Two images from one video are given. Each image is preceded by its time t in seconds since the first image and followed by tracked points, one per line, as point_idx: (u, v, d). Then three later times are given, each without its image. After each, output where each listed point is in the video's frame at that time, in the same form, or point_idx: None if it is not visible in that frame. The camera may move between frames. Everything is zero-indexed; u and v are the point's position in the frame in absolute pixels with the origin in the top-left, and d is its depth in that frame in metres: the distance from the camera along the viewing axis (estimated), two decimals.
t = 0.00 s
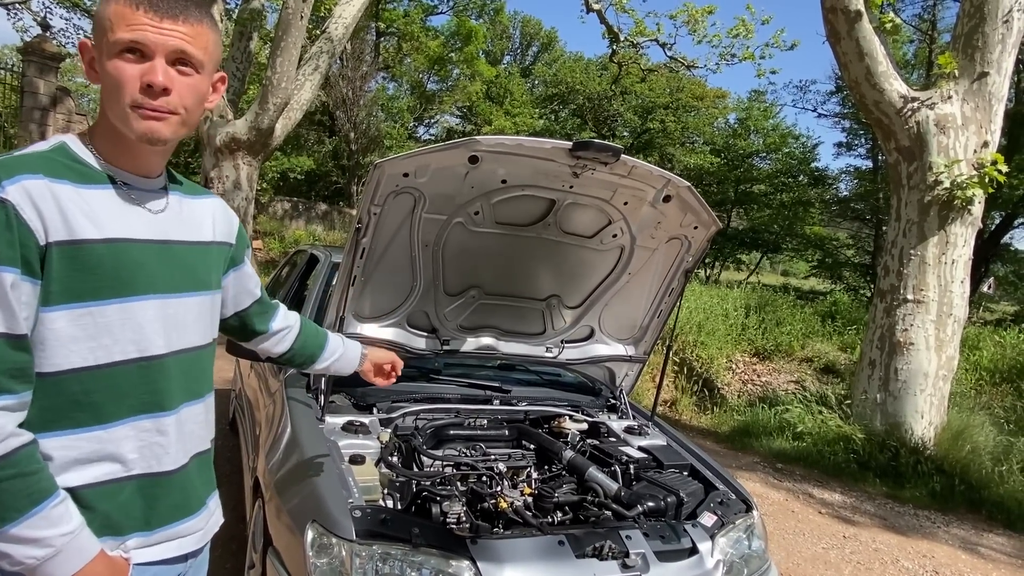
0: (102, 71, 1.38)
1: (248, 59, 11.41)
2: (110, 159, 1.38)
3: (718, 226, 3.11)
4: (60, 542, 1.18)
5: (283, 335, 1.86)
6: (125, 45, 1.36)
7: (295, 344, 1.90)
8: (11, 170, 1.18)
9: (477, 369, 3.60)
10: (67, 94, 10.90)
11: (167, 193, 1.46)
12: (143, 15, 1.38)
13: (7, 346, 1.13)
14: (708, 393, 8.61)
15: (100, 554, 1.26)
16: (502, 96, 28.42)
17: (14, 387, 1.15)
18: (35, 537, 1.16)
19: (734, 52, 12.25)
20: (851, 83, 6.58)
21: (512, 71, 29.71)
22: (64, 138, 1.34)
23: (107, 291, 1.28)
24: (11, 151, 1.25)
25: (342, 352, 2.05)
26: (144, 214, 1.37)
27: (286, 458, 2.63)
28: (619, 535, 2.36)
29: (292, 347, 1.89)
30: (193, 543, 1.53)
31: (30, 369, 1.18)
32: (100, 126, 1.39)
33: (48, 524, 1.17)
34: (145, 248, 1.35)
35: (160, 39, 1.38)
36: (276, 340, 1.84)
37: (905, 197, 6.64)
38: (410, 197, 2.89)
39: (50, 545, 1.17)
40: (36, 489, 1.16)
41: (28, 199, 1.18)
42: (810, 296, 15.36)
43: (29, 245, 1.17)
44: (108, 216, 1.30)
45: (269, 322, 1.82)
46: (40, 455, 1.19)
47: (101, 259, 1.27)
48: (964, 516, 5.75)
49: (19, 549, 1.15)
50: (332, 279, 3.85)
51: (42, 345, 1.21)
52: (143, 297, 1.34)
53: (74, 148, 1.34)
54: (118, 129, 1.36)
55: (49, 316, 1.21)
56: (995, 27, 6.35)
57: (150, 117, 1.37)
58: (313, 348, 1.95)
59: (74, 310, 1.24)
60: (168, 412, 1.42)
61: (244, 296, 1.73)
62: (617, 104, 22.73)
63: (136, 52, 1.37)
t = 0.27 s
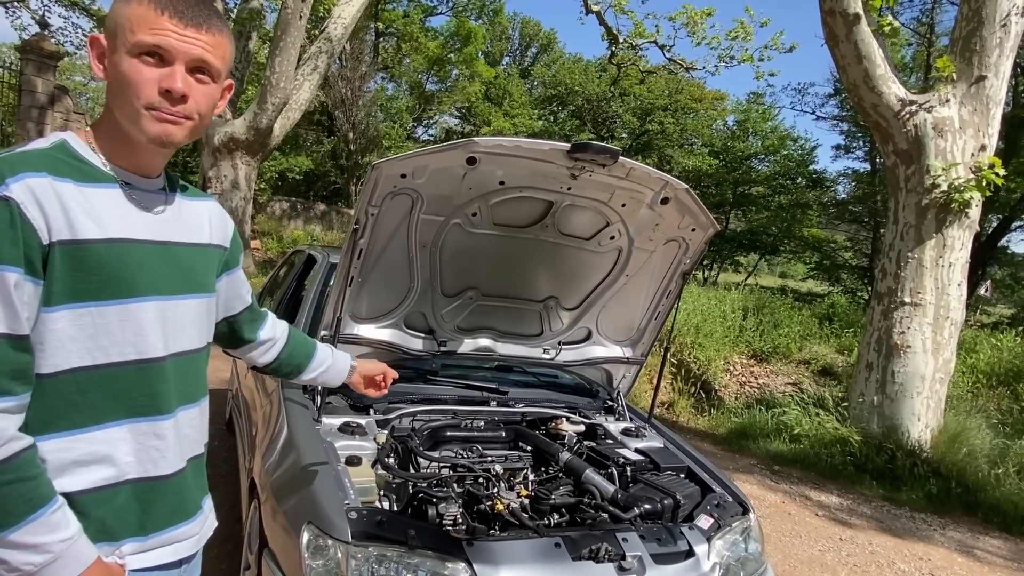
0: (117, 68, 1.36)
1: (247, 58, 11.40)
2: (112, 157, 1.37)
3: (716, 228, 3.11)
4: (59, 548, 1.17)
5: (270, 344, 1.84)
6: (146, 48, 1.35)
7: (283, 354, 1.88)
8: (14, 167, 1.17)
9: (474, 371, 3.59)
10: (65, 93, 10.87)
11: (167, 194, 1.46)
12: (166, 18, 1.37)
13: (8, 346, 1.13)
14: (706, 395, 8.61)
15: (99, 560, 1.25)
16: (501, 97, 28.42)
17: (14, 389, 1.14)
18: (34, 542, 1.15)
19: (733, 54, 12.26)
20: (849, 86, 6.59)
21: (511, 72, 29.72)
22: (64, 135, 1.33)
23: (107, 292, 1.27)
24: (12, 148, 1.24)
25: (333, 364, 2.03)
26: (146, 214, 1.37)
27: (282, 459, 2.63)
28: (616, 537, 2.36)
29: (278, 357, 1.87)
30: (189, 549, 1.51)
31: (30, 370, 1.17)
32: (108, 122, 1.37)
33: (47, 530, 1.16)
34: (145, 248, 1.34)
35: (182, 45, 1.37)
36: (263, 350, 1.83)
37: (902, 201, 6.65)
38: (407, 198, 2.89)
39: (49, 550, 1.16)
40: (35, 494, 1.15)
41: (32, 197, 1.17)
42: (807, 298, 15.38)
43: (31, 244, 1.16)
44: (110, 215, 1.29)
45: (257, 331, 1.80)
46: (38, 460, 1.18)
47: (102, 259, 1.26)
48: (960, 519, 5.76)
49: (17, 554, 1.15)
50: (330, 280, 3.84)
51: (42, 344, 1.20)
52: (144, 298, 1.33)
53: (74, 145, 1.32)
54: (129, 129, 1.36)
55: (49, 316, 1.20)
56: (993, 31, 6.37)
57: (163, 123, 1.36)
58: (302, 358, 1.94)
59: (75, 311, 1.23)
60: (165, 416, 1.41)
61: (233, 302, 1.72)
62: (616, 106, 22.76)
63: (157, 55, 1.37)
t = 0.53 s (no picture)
0: (201, 92, 1.38)
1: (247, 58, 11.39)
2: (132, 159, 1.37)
3: (716, 228, 3.11)
4: (81, 550, 1.16)
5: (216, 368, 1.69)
6: (242, 91, 1.46)
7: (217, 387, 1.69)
8: (25, 168, 1.13)
9: (473, 370, 3.59)
10: (64, 92, 10.85)
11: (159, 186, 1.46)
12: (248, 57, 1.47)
13: (22, 354, 1.10)
14: (704, 396, 8.62)
15: (120, 559, 1.24)
16: (501, 98, 28.42)
17: (30, 396, 1.12)
18: (54, 547, 1.13)
19: (732, 56, 12.27)
20: (848, 88, 6.59)
21: (511, 74, 29.74)
22: (61, 129, 1.27)
23: (119, 291, 1.26)
24: (10, 145, 1.18)
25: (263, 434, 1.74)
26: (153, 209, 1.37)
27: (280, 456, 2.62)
28: (615, 536, 2.35)
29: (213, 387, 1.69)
30: (198, 541, 1.52)
31: (43, 376, 1.15)
32: (168, 136, 1.39)
33: (69, 533, 1.15)
34: (154, 243, 1.34)
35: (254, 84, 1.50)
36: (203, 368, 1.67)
37: (901, 202, 6.65)
38: (407, 196, 2.89)
39: (72, 554, 1.15)
40: (56, 499, 1.13)
41: (46, 199, 1.14)
42: (806, 300, 15.39)
43: (47, 248, 1.14)
44: (121, 213, 1.27)
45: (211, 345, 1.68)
46: (55, 465, 1.16)
47: (115, 257, 1.24)
48: (959, 520, 5.76)
49: (37, 560, 1.12)
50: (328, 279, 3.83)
51: (53, 347, 1.18)
52: (154, 296, 1.33)
53: (73, 140, 1.28)
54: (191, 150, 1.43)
55: (61, 319, 1.18)
56: (992, 33, 6.37)
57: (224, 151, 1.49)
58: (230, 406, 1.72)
59: (88, 313, 1.21)
60: (175, 411, 1.41)
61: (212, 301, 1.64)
62: (615, 107, 22.79)
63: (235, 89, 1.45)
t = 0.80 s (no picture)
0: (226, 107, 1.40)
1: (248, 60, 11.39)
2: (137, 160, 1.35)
3: (715, 231, 3.11)
4: (111, 559, 1.18)
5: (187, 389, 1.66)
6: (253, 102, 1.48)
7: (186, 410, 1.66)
8: (64, 180, 1.14)
9: (472, 373, 3.59)
10: (65, 93, 10.85)
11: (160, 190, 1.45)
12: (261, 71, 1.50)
13: (60, 367, 1.11)
14: (704, 398, 8.61)
15: (141, 568, 1.26)
16: (501, 100, 28.42)
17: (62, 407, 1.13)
18: (88, 557, 1.14)
19: (732, 58, 12.28)
20: (848, 90, 6.60)
21: (511, 76, 29.76)
22: (74, 134, 1.25)
23: (144, 299, 1.25)
24: (33, 153, 1.17)
25: (214, 467, 1.65)
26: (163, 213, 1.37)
27: (281, 459, 2.61)
28: (614, 540, 2.35)
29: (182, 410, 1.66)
30: (203, 543, 1.53)
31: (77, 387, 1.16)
32: (182, 143, 1.39)
33: (101, 543, 1.16)
34: (171, 248, 1.34)
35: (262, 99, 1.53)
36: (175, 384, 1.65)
37: (901, 205, 6.66)
38: (407, 200, 2.89)
39: (104, 562, 1.17)
40: (90, 510, 1.15)
41: (82, 212, 1.15)
42: (806, 303, 15.38)
43: (83, 260, 1.14)
44: (146, 222, 1.28)
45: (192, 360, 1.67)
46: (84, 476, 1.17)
47: (140, 265, 1.24)
48: (959, 523, 5.76)
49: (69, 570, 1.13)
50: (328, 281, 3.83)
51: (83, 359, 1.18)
52: (174, 303, 1.33)
53: (87, 146, 1.26)
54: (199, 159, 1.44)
55: (90, 329, 1.17)
56: (991, 36, 6.38)
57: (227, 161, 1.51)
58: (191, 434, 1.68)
59: (116, 322, 1.21)
60: (189, 416, 1.42)
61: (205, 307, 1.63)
62: (615, 109, 22.81)
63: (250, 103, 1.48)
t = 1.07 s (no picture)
0: (197, 83, 1.37)
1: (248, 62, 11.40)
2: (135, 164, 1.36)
3: (715, 234, 3.11)
4: (110, 568, 1.17)
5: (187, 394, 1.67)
6: (235, 77, 1.43)
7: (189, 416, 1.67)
8: (62, 184, 1.14)
9: (472, 377, 3.59)
10: (65, 95, 10.87)
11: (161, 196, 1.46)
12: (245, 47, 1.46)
13: (59, 373, 1.11)
14: (704, 401, 8.60)
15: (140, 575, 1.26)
16: (501, 101, 28.42)
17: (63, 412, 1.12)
18: (89, 566, 1.14)
19: (732, 60, 12.27)
20: (848, 93, 6.60)
21: (511, 77, 29.79)
22: (74, 139, 1.26)
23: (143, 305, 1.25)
24: (33, 157, 1.17)
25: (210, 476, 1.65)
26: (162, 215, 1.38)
27: (280, 462, 2.61)
28: (614, 544, 2.35)
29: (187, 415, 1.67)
30: (198, 551, 1.52)
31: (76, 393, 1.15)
32: (166, 134, 1.37)
33: (100, 552, 1.16)
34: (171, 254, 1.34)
35: (249, 73, 1.48)
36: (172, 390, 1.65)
37: (901, 207, 6.66)
38: (407, 203, 2.88)
39: (104, 571, 1.16)
40: (90, 518, 1.15)
41: (82, 215, 1.15)
42: (806, 305, 15.37)
43: (82, 266, 1.14)
44: (145, 226, 1.28)
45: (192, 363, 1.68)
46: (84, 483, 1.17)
47: (140, 271, 1.24)
48: (959, 526, 5.75)
49: None
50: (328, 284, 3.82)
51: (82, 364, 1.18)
52: (174, 308, 1.33)
53: (87, 150, 1.27)
54: (197, 152, 1.42)
55: (89, 335, 1.17)
56: (992, 38, 6.38)
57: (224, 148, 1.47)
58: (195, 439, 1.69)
59: (114, 328, 1.20)
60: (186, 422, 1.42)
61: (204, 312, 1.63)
62: (615, 111, 22.81)
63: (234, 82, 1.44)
